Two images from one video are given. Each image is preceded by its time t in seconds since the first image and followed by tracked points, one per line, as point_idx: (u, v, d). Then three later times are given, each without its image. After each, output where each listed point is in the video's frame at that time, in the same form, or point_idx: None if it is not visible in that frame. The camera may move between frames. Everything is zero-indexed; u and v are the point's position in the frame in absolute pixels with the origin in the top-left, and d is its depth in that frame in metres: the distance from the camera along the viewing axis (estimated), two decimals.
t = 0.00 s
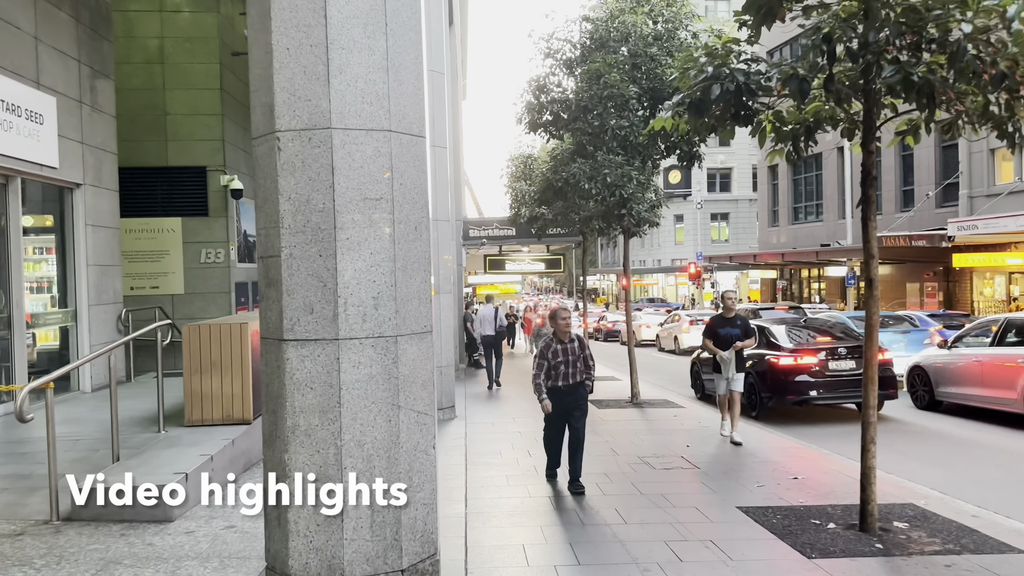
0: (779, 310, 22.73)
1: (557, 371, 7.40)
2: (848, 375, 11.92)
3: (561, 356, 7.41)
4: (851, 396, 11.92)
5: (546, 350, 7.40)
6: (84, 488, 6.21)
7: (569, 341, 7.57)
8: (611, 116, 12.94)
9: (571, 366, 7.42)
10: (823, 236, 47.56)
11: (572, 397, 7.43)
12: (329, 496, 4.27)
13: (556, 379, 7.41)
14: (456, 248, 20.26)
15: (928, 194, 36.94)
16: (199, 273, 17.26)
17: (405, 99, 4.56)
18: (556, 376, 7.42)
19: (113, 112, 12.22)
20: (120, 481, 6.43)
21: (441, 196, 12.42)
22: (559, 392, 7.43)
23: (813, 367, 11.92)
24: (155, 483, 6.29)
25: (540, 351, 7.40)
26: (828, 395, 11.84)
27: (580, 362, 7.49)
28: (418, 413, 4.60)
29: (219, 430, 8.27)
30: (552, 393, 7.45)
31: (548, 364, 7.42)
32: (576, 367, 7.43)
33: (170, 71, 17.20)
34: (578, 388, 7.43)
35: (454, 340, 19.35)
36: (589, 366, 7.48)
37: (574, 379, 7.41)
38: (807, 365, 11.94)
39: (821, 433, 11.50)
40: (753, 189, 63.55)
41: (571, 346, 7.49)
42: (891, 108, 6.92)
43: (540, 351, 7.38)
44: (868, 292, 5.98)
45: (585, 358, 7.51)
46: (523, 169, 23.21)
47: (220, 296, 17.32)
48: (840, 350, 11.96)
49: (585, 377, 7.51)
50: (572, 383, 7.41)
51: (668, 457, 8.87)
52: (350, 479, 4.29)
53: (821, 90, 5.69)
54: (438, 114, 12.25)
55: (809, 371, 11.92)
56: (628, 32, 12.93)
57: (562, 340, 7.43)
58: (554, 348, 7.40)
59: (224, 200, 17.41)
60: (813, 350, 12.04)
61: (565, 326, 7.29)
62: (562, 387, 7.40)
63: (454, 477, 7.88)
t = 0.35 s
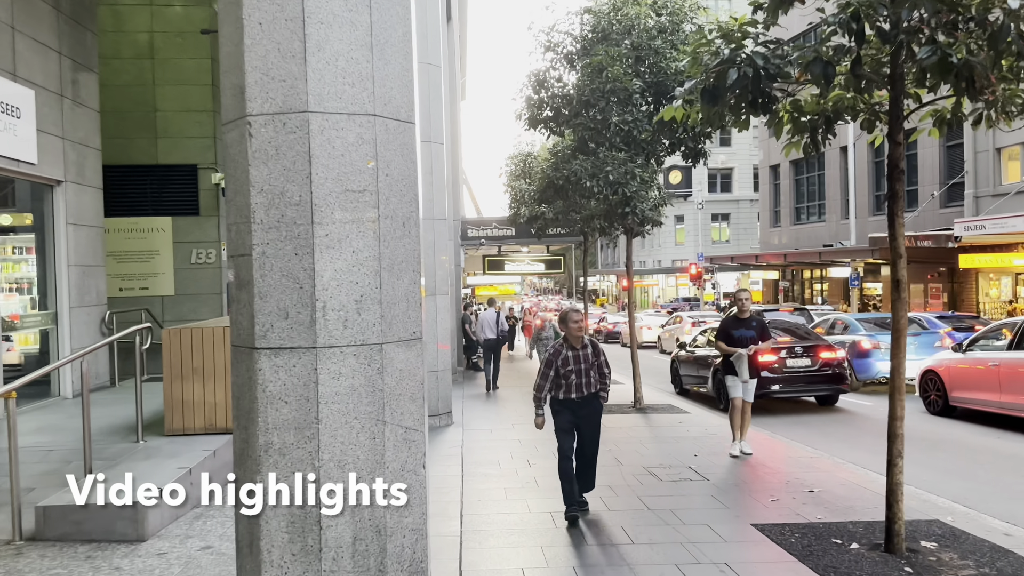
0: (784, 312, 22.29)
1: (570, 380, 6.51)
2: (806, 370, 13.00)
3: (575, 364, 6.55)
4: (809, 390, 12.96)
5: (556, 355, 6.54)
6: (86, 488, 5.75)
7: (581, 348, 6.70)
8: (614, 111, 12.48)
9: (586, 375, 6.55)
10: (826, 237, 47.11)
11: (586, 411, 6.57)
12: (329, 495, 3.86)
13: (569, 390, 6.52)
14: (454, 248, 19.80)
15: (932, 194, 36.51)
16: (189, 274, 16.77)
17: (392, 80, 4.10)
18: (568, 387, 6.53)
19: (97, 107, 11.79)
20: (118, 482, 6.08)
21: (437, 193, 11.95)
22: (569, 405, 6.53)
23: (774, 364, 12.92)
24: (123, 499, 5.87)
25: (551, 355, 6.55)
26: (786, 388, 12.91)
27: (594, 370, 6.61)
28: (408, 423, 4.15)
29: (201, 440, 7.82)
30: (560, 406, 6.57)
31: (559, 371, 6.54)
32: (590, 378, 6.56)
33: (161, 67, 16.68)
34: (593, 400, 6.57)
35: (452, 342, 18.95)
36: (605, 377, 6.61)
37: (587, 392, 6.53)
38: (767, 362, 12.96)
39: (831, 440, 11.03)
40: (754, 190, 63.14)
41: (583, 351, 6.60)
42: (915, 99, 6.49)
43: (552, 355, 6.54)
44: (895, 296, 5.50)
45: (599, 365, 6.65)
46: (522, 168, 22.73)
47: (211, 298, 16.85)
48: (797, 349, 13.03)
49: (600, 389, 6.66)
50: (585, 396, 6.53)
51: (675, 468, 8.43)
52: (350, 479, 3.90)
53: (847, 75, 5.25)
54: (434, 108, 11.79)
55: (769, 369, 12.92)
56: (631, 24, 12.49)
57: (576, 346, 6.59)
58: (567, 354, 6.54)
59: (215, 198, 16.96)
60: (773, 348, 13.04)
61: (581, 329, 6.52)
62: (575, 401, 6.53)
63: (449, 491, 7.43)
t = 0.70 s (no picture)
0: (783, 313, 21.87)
1: (568, 392, 5.69)
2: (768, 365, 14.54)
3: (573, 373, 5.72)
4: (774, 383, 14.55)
5: (552, 363, 5.70)
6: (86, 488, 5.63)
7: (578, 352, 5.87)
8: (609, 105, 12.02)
9: (586, 385, 5.73)
10: (823, 237, 46.73)
11: (587, 425, 5.76)
12: (329, 495, 3.46)
13: (567, 402, 5.70)
14: (445, 248, 19.34)
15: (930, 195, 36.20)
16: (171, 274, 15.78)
17: (358, 51, 3.63)
18: (566, 399, 5.70)
19: (70, 99, 11.34)
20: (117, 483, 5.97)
21: (426, 190, 11.47)
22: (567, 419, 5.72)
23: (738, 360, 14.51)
24: (77, 517, 5.41)
25: (545, 364, 5.70)
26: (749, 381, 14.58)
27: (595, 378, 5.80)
28: (383, 433, 3.72)
29: (170, 449, 7.34)
30: (557, 419, 5.71)
31: (555, 381, 5.70)
32: (591, 388, 5.75)
33: (143, 60, 15.47)
34: (594, 413, 5.76)
35: (444, 344, 18.47)
36: (607, 386, 5.81)
37: (586, 404, 5.72)
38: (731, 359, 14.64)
39: (836, 446, 10.58)
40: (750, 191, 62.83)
41: (582, 356, 5.78)
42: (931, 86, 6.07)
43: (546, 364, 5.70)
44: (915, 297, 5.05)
45: (601, 372, 5.85)
46: (515, 166, 22.23)
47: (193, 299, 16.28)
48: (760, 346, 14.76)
49: (601, 399, 5.85)
50: (584, 408, 5.72)
51: (673, 477, 8.00)
52: (350, 478, 3.53)
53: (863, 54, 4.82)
54: (421, 101, 11.30)
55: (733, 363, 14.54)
56: (627, 15, 12.06)
57: (574, 352, 5.76)
58: (563, 361, 5.71)
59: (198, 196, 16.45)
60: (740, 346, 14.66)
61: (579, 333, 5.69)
62: (574, 413, 5.72)
63: (432, 505, 6.96)
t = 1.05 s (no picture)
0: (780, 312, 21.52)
1: (584, 406, 4.65)
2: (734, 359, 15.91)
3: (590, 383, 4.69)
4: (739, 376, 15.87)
5: (565, 371, 4.70)
6: (84, 490, 5.30)
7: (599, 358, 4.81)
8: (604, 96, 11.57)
9: (607, 399, 4.69)
10: (816, 237, 46.41)
11: (605, 446, 4.68)
12: (329, 495, 3.11)
13: (582, 418, 4.67)
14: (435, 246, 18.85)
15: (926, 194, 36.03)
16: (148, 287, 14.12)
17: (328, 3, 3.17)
18: (581, 413, 4.67)
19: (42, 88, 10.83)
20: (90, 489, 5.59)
21: (415, 183, 10.98)
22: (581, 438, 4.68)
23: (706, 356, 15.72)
24: (27, 533, 4.89)
25: (557, 370, 4.70)
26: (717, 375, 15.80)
27: (615, 391, 4.73)
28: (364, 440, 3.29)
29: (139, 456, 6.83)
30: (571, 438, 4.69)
31: (569, 392, 4.68)
32: (613, 402, 4.69)
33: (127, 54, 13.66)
34: (614, 433, 4.69)
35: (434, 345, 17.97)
36: (631, 401, 4.74)
37: (605, 421, 4.67)
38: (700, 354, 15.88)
39: (842, 450, 10.15)
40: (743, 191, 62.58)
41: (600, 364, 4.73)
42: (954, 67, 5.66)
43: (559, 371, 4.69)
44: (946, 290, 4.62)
45: (623, 384, 4.78)
46: (508, 163, 21.74)
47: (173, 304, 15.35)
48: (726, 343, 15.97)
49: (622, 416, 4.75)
50: (601, 427, 4.67)
51: (676, 484, 7.55)
52: (351, 478, 3.20)
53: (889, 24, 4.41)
54: (409, 90, 10.81)
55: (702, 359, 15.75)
56: (623, 4, 11.63)
57: (592, 359, 4.74)
58: (579, 368, 4.69)
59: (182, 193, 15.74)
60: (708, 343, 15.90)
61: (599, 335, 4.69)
62: (590, 432, 4.67)
63: (421, 517, 6.48)
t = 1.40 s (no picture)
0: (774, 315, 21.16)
1: (609, 429, 3.85)
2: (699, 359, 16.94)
3: (617, 402, 3.88)
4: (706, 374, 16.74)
5: (585, 387, 3.87)
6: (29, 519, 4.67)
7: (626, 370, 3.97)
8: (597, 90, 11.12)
9: (635, 420, 3.90)
10: (807, 239, 46.18)
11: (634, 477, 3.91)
12: (329, 495, 3.08)
13: (605, 442, 3.87)
14: (423, 247, 18.38)
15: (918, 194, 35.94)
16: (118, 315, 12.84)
17: None
18: (604, 436, 3.87)
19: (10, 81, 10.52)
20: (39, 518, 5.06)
21: (401, 182, 10.51)
22: (602, 467, 3.88)
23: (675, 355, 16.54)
24: None
25: (575, 385, 3.87)
26: (685, 373, 16.63)
27: (645, 411, 3.95)
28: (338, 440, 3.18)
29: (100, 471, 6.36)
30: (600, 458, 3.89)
31: (588, 411, 3.88)
32: (642, 425, 3.92)
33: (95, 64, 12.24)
34: (642, 460, 3.93)
35: (421, 349, 17.52)
36: (662, 424, 3.98)
37: (632, 447, 3.89)
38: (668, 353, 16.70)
39: (844, 458, 9.77)
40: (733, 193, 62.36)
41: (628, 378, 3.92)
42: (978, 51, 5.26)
43: (579, 387, 3.86)
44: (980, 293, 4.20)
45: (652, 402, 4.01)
46: (497, 162, 21.24)
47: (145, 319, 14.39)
48: (694, 344, 16.79)
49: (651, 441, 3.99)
50: (629, 453, 3.88)
51: (676, 499, 7.12)
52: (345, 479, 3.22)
53: None
54: (394, 85, 10.35)
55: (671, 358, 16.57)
56: None
57: (617, 371, 3.92)
58: (602, 384, 3.88)
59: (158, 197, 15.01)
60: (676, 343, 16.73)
61: (626, 347, 3.91)
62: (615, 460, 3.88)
63: (405, 538, 6.02)
